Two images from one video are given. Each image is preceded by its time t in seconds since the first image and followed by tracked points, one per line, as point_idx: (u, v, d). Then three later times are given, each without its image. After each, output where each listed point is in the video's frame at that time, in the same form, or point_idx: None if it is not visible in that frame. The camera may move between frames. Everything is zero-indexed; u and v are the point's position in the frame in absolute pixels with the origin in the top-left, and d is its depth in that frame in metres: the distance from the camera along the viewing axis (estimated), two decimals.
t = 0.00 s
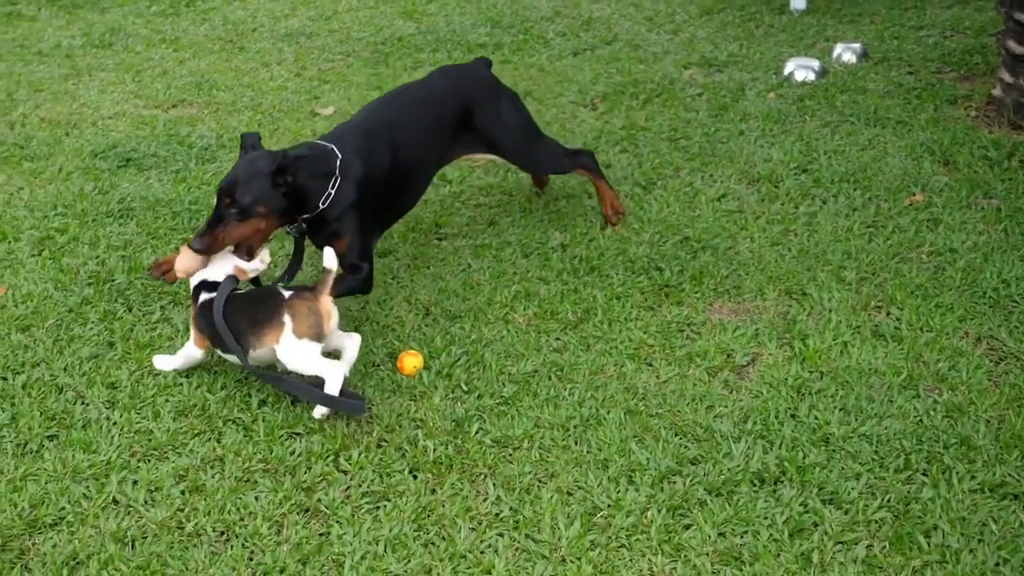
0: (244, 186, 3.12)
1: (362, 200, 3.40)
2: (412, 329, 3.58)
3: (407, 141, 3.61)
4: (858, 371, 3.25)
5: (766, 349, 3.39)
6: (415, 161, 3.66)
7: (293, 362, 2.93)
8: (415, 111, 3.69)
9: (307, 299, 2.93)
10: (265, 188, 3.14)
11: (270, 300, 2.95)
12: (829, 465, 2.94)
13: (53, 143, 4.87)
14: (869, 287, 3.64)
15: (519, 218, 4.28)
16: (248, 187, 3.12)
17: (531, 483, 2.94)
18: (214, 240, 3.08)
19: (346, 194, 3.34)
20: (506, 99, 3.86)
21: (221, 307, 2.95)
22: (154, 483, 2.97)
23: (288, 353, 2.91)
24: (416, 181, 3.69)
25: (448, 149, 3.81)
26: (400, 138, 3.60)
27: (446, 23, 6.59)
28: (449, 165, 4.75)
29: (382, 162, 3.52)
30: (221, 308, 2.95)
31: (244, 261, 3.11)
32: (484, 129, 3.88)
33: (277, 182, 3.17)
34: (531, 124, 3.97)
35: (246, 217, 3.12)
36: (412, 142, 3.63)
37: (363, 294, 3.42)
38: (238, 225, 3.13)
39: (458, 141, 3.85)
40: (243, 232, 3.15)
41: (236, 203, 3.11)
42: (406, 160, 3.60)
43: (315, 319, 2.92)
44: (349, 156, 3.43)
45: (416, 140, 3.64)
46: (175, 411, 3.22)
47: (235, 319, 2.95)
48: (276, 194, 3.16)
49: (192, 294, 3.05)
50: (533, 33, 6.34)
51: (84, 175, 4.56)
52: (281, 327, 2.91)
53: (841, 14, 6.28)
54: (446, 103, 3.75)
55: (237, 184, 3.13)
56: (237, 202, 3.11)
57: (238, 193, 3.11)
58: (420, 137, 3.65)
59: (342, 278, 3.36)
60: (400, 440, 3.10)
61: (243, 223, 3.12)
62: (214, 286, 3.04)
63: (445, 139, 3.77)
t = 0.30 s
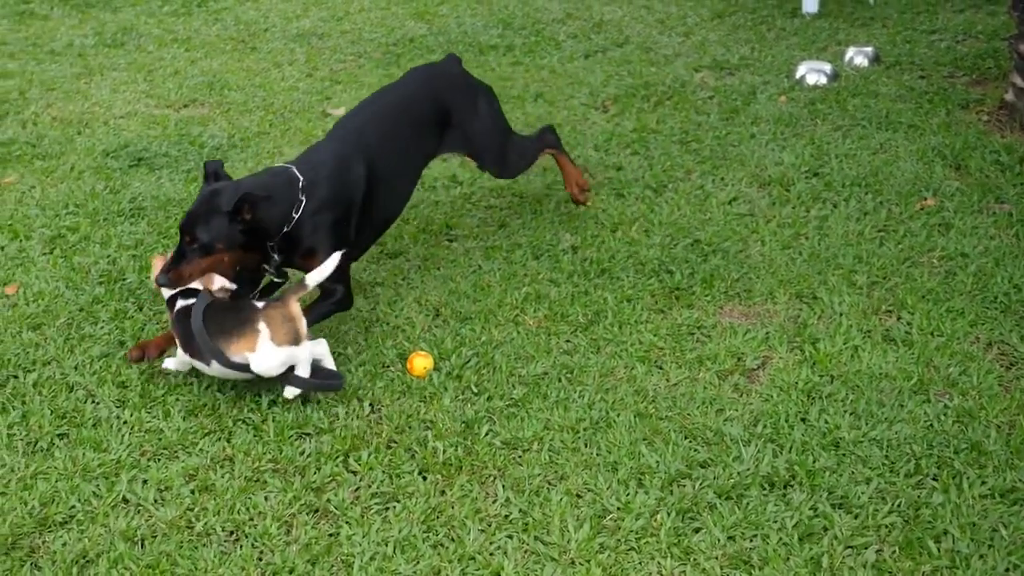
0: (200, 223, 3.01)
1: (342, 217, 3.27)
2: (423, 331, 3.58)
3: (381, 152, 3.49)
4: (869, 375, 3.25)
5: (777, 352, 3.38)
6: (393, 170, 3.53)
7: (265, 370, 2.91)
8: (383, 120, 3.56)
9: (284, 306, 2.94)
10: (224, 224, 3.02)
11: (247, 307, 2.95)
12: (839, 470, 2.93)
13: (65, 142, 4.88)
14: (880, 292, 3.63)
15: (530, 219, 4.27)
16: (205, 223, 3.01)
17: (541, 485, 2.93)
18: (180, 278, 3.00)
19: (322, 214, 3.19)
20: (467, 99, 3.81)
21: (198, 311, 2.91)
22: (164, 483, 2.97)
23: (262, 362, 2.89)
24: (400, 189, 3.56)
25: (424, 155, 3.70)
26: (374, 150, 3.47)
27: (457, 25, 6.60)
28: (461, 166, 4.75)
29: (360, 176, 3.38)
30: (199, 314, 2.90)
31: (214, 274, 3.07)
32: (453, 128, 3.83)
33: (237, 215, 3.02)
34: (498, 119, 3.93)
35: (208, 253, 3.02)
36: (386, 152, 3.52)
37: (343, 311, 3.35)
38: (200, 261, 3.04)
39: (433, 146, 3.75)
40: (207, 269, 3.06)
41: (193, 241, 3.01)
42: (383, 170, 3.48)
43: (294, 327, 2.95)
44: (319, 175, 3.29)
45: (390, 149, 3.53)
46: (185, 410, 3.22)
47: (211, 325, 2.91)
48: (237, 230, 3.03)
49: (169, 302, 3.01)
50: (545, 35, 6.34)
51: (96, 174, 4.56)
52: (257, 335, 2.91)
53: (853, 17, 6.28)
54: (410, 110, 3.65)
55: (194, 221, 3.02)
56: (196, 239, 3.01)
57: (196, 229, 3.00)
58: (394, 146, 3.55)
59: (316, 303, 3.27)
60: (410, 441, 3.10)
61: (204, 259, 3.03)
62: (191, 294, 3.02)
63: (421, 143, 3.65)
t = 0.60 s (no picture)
0: (166, 257, 2.98)
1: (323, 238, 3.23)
2: (437, 332, 3.59)
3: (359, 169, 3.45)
4: (884, 379, 3.24)
5: (792, 356, 3.38)
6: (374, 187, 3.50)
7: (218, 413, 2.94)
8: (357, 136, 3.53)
9: (242, 358, 2.88)
10: (190, 256, 2.98)
11: (211, 344, 2.91)
12: (854, 473, 2.92)
13: (81, 142, 4.89)
14: (895, 296, 3.63)
15: (545, 221, 4.27)
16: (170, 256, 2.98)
17: (555, 487, 2.93)
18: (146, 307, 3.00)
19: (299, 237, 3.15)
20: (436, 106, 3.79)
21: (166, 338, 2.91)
22: (179, 483, 2.97)
23: (213, 406, 2.91)
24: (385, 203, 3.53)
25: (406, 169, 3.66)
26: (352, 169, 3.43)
27: (473, 26, 6.61)
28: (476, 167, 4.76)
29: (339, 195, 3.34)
30: (166, 342, 2.91)
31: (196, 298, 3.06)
32: (427, 141, 3.81)
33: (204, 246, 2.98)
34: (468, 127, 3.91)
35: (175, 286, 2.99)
36: (365, 169, 3.47)
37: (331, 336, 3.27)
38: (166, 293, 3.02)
39: (412, 160, 3.71)
40: (174, 297, 3.04)
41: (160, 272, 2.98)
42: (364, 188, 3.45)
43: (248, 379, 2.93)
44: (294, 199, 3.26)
45: (369, 165, 3.49)
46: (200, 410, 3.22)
47: (176, 355, 2.91)
48: (204, 260, 2.99)
49: (145, 320, 3.03)
50: (561, 37, 6.35)
51: (112, 174, 4.58)
52: (212, 378, 2.89)
53: (869, 21, 6.28)
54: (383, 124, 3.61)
55: (159, 255, 2.99)
56: (162, 272, 2.98)
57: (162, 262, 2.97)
58: (371, 161, 3.50)
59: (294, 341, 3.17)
60: (424, 442, 3.10)
61: (172, 291, 3.01)
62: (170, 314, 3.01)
63: (400, 157, 3.60)
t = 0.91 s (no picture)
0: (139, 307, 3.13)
1: (303, 258, 3.27)
2: (457, 334, 3.59)
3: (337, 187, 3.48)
4: (905, 380, 3.23)
5: (812, 357, 3.37)
6: (354, 204, 3.52)
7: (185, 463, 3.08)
8: (328, 159, 3.57)
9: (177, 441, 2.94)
10: (158, 304, 3.14)
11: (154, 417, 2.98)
12: (875, 475, 2.91)
13: (101, 143, 4.91)
14: (916, 296, 3.62)
15: (564, 222, 4.26)
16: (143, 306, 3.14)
17: (575, 489, 2.92)
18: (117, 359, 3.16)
19: (275, 260, 3.19)
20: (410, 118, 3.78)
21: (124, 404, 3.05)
22: (199, 483, 2.97)
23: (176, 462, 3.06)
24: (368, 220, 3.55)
25: (390, 185, 3.67)
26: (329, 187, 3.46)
27: (491, 27, 6.61)
28: (494, 168, 4.76)
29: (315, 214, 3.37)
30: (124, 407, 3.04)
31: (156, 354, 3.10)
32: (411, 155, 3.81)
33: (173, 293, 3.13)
34: (446, 132, 3.91)
35: (147, 336, 3.15)
36: (343, 187, 3.51)
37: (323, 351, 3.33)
38: (140, 345, 3.18)
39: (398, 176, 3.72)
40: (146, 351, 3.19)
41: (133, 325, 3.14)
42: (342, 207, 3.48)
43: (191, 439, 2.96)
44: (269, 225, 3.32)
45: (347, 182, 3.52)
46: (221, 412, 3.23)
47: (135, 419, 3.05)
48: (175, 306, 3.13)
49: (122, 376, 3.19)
50: (579, 38, 6.36)
51: (132, 176, 4.59)
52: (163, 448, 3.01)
53: (888, 21, 6.27)
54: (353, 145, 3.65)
55: (131, 309, 3.15)
56: (136, 324, 3.13)
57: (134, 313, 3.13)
58: (350, 178, 3.53)
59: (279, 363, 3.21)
60: (444, 443, 3.10)
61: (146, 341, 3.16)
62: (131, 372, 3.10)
63: (380, 173, 3.62)
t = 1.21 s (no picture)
0: (121, 339, 3.09)
1: (292, 272, 3.24)
2: (474, 334, 3.60)
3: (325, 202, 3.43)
4: (924, 381, 3.22)
5: (830, 358, 3.37)
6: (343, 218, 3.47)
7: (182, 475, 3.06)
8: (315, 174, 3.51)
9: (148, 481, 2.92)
10: (145, 339, 3.09)
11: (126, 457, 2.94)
12: (894, 476, 2.90)
13: (120, 145, 4.93)
14: (935, 297, 3.61)
15: (581, 223, 4.26)
16: (125, 339, 3.09)
17: (593, 489, 2.92)
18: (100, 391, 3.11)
19: (264, 277, 3.15)
20: (391, 124, 3.73)
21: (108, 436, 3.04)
22: (218, 483, 2.97)
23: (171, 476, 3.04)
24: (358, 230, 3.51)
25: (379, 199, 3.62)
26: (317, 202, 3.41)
27: (508, 28, 6.61)
28: (511, 168, 4.76)
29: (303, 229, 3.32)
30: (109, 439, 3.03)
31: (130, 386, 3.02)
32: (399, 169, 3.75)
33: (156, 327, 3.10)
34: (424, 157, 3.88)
35: (131, 366, 3.10)
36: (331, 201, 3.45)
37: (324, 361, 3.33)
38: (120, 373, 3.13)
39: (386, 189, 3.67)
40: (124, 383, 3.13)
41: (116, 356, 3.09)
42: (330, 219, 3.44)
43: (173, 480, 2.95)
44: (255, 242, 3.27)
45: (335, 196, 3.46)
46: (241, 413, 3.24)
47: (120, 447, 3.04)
48: (160, 342, 3.11)
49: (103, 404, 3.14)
50: (596, 39, 6.36)
51: (150, 176, 4.61)
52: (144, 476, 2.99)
53: (907, 21, 6.25)
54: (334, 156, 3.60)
55: (114, 337, 3.10)
56: (117, 354, 3.09)
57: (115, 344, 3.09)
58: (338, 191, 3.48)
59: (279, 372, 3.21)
60: (462, 443, 3.10)
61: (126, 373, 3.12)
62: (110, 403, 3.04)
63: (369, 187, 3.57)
